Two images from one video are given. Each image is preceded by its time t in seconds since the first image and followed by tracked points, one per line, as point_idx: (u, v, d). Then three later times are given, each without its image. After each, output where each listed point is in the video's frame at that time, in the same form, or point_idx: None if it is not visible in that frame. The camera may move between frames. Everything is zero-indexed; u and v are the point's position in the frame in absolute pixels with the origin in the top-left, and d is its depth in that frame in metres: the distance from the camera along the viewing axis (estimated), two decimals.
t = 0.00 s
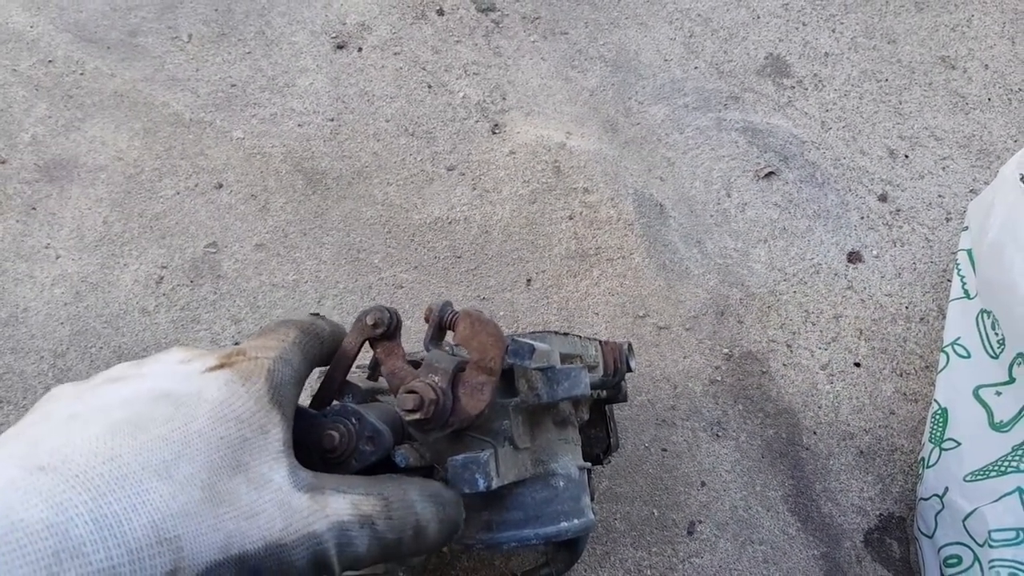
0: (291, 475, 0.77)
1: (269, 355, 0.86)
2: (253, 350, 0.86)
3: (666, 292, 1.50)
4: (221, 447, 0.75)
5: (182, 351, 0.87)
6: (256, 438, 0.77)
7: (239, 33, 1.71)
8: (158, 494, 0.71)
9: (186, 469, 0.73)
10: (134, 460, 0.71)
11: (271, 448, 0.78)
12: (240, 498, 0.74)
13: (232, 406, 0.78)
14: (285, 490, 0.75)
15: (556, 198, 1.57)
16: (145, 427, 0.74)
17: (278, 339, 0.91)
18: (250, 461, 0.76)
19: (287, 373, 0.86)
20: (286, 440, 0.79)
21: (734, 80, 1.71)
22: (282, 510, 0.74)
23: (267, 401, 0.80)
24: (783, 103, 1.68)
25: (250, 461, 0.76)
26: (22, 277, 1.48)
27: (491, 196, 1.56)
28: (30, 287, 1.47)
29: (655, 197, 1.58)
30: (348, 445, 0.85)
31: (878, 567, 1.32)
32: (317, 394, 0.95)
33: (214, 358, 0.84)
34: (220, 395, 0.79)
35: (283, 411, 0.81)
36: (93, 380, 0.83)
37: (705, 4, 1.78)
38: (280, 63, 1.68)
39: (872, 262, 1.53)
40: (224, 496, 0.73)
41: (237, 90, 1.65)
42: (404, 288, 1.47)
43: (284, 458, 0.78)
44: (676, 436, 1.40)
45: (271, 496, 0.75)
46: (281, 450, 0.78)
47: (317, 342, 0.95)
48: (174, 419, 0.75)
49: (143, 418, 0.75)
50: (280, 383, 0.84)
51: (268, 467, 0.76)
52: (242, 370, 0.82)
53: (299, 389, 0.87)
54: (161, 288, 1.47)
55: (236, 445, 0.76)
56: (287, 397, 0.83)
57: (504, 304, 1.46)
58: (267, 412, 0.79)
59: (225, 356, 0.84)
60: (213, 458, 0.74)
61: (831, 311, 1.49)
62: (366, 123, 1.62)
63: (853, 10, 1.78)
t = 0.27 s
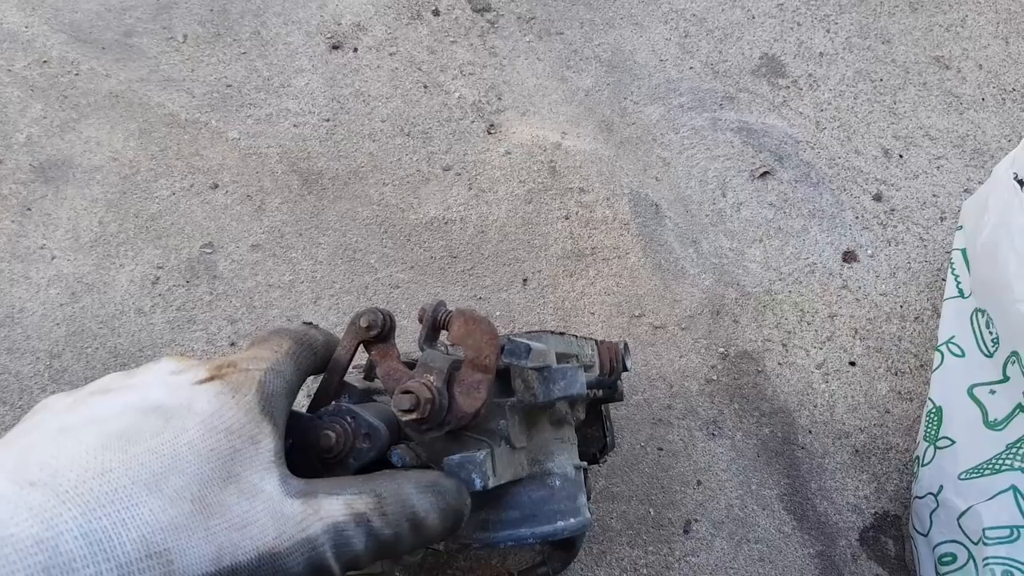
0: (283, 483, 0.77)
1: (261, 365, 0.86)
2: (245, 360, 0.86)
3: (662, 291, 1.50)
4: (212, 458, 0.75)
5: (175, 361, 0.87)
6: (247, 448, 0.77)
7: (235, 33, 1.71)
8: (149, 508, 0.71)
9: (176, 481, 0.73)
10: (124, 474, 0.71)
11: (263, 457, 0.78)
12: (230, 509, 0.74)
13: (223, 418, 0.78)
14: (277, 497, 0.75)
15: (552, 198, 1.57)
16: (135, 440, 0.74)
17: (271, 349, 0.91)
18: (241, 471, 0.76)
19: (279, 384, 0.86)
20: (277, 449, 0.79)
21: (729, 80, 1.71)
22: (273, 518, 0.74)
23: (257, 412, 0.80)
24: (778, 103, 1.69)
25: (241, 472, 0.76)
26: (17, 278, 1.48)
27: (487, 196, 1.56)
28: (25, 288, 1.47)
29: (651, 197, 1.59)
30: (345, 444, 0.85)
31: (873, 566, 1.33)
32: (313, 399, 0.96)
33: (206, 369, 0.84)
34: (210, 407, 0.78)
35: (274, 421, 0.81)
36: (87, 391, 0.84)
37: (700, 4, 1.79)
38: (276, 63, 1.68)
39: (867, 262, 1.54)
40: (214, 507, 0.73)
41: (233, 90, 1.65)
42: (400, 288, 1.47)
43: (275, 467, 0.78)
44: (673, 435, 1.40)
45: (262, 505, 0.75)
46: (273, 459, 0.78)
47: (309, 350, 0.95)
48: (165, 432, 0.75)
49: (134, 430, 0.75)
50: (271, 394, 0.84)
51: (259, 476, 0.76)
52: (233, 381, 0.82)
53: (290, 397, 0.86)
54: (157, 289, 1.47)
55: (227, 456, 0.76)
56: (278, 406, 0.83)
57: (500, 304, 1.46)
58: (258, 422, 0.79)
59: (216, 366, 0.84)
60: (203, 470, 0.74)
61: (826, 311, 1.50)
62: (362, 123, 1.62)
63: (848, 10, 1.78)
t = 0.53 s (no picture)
0: (282, 485, 0.76)
1: (260, 369, 0.85)
2: (244, 363, 0.85)
3: (661, 292, 1.50)
4: (211, 462, 0.75)
5: (174, 362, 0.86)
6: (246, 452, 0.77)
7: (233, 33, 1.70)
8: (147, 513, 0.70)
9: (174, 485, 0.72)
10: (122, 479, 0.71)
11: (262, 460, 0.77)
12: (229, 512, 0.73)
13: (221, 422, 0.78)
14: (276, 499, 0.75)
15: (551, 198, 1.56)
16: (133, 445, 0.74)
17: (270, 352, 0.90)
18: (240, 475, 0.75)
19: (277, 387, 0.85)
20: (277, 451, 0.79)
21: (728, 79, 1.71)
22: (272, 521, 0.74)
23: (256, 415, 0.80)
24: (777, 103, 1.68)
25: (240, 475, 0.75)
26: (15, 277, 1.48)
27: (485, 195, 1.56)
28: (22, 287, 1.47)
29: (650, 198, 1.58)
30: (344, 445, 0.85)
31: (872, 567, 1.32)
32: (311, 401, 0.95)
33: (204, 371, 0.84)
34: (209, 411, 0.78)
35: (273, 424, 0.81)
36: (85, 393, 0.83)
37: (699, 4, 1.78)
38: (274, 63, 1.67)
39: (866, 262, 1.53)
40: (213, 511, 0.73)
41: (231, 89, 1.65)
42: (398, 288, 1.47)
43: (274, 470, 0.77)
44: (671, 436, 1.40)
45: (261, 509, 0.74)
46: (272, 462, 0.78)
47: (308, 353, 0.95)
48: (163, 437, 0.75)
49: (131, 435, 0.75)
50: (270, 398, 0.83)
51: (258, 480, 0.76)
52: (231, 385, 0.82)
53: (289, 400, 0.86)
54: (154, 288, 1.46)
55: (225, 459, 0.75)
56: (276, 409, 0.83)
57: (498, 304, 1.46)
58: (256, 425, 0.79)
59: (215, 369, 0.84)
60: (202, 474, 0.74)
61: (825, 311, 1.49)
62: (360, 123, 1.62)
63: (847, 10, 1.78)
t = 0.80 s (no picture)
0: (276, 504, 0.77)
1: (246, 382, 0.85)
2: (228, 379, 0.85)
3: (660, 291, 1.49)
4: (199, 493, 0.75)
5: (159, 382, 0.86)
6: (234, 476, 0.77)
7: (229, 32, 1.70)
8: (138, 554, 0.71)
9: (163, 522, 0.73)
10: (109, 525, 0.71)
11: (251, 483, 0.77)
12: (220, 544, 0.74)
13: (206, 449, 0.77)
14: (270, 521, 0.76)
15: (549, 198, 1.56)
16: (120, 482, 0.74)
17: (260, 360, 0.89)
18: (229, 501, 0.76)
19: (266, 398, 0.84)
20: (267, 469, 0.79)
21: (727, 78, 1.70)
22: (266, 546, 0.75)
23: (242, 435, 0.80)
24: (776, 101, 1.67)
25: (229, 502, 0.76)
26: (11, 279, 1.47)
27: (483, 195, 1.55)
28: (19, 289, 1.46)
29: (648, 196, 1.58)
30: (339, 447, 0.84)
31: (873, 567, 1.32)
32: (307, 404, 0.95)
33: (189, 394, 0.83)
34: (194, 438, 0.78)
35: (261, 441, 0.80)
36: (77, 422, 0.84)
37: (697, 2, 1.78)
38: (271, 63, 1.67)
39: (866, 261, 1.53)
40: (204, 544, 0.73)
41: (227, 89, 1.64)
42: (395, 288, 1.46)
43: (265, 491, 0.77)
44: (670, 436, 1.39)
45: (253, 535, 0.75)
46: (262, 483, 0.78)
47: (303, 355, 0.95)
48: (149, 471, 0.75)
49: (118, 472, 0.75)
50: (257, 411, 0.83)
51: (249, 504, 0.76)
52: (216, 406, 0.81)
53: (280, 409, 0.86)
54: (151, 289, 1.46)
55: (213, 487, 0.76)
56: (265, 423, 0.82)
57: (496, 304, 1.45)
58: (243, 446, 0.79)
59: (200, 390, 0.83)
60: (190, 507, 0.74)
61: (825, 311, 1.48)
62: (357, 122, 1.61)
63: (847, 7, 1.77)
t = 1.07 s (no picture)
0: (273, 520, 0.77)
1: (235, 396, 0.84)
2: (217, 396, 0.85)
3: (664, 292, 1.49)
4: (193, 519, 0.75)
5: (153, 405, 0.87)
6: (227, 497, 0.77)
7: (234, 30, 1.70)
8: None
9: (159, 551, 0.73)
10: (107, 559, 0.72)
11: (245, 503, 0.77)
12: (217, 567, 0.74)
13: (198, 472, 0.78)
14: (267, 538, 0.76)
15: (553, 197, 1.55)
16: (115, 513, 0.75)
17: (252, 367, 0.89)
18: (224, 523, 0.76)
19: (260, 409, 0.84)
20: (261, 486, 0.79)
21: (733, 77, 1.69)
22: (263, 565, 0.75)
23: (233, 452, 0.80)
24: (782, 101, 1.67)
25: (224, 524, 0.76)
26: (15, 276, 1.47)
27: (487, 194, 1.55)
28: (23, 285, 1.46)
29: (653, 196, 1.57)
30: (342, 446, 0.84)
31: (877, 570, 1.31)
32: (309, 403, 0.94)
33: (179, 415, 0.84)
34: (186, 462, 0.79)
35: (254, 457, 0.81)
36: (77, 452, 0.85)
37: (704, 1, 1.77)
38: (276, 60, 1.67)
39: (872, 262, 1.52)
40: (201, 570, 0.73)
41: (232, 87, 1.64)
42: (399, 287, 1.46)
43: (260, 509, 0.78)
44: (674, 437, 1.38)
45: (250, 556, 0.75)
46: (257, 500, 0.78)
47: (303, 353, 0.94)
48: (143, 499, 0.76)
49: (113, 503, 0.75)
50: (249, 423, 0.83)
51: (244, 524, 0.76)
52: (206, 425, 0.82)
53: (276, 417, 0.85)
54: (155, 287, 1.46)
55: (206, 511, 0.76)
56: (258, 436, 0.82)
57: (500, 303, 1.45)
58: (235, 464, 0.79)
59: (190, 410, 0.84)
60: (185, 533, 0.74)
61: (830, 312, 1.48)
62: (362, 121, 1.61)
63: (853, 7, 1.76)
